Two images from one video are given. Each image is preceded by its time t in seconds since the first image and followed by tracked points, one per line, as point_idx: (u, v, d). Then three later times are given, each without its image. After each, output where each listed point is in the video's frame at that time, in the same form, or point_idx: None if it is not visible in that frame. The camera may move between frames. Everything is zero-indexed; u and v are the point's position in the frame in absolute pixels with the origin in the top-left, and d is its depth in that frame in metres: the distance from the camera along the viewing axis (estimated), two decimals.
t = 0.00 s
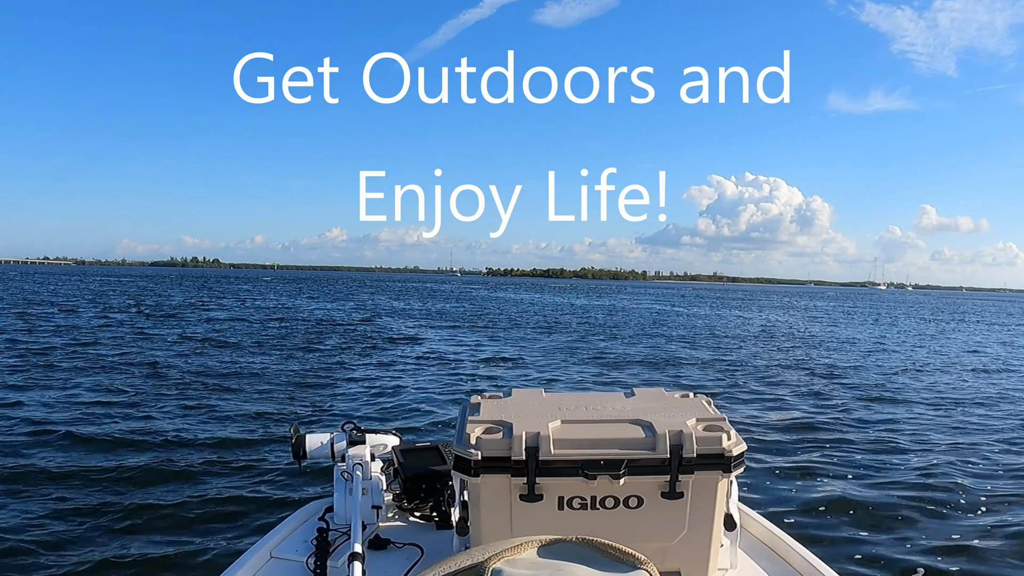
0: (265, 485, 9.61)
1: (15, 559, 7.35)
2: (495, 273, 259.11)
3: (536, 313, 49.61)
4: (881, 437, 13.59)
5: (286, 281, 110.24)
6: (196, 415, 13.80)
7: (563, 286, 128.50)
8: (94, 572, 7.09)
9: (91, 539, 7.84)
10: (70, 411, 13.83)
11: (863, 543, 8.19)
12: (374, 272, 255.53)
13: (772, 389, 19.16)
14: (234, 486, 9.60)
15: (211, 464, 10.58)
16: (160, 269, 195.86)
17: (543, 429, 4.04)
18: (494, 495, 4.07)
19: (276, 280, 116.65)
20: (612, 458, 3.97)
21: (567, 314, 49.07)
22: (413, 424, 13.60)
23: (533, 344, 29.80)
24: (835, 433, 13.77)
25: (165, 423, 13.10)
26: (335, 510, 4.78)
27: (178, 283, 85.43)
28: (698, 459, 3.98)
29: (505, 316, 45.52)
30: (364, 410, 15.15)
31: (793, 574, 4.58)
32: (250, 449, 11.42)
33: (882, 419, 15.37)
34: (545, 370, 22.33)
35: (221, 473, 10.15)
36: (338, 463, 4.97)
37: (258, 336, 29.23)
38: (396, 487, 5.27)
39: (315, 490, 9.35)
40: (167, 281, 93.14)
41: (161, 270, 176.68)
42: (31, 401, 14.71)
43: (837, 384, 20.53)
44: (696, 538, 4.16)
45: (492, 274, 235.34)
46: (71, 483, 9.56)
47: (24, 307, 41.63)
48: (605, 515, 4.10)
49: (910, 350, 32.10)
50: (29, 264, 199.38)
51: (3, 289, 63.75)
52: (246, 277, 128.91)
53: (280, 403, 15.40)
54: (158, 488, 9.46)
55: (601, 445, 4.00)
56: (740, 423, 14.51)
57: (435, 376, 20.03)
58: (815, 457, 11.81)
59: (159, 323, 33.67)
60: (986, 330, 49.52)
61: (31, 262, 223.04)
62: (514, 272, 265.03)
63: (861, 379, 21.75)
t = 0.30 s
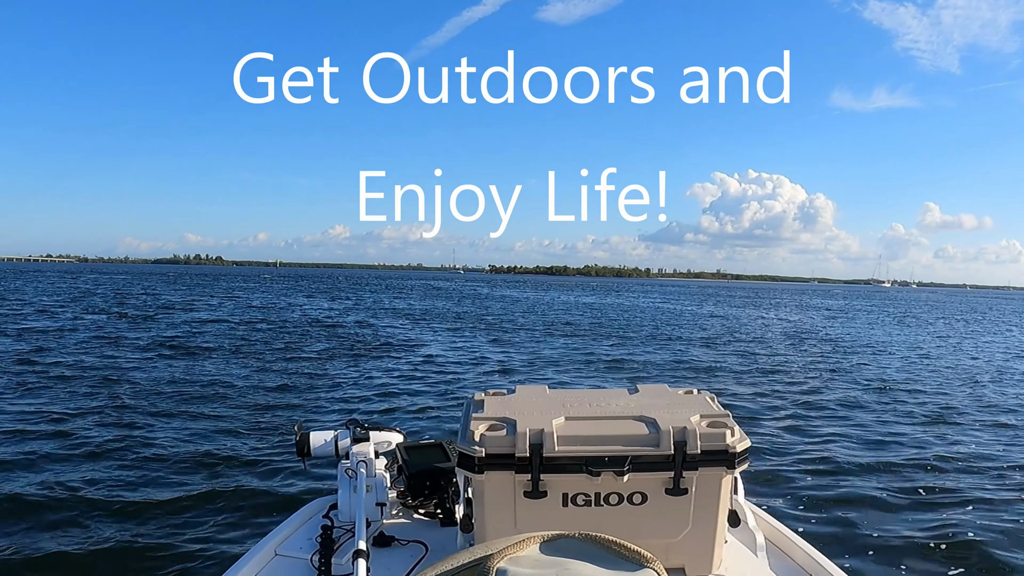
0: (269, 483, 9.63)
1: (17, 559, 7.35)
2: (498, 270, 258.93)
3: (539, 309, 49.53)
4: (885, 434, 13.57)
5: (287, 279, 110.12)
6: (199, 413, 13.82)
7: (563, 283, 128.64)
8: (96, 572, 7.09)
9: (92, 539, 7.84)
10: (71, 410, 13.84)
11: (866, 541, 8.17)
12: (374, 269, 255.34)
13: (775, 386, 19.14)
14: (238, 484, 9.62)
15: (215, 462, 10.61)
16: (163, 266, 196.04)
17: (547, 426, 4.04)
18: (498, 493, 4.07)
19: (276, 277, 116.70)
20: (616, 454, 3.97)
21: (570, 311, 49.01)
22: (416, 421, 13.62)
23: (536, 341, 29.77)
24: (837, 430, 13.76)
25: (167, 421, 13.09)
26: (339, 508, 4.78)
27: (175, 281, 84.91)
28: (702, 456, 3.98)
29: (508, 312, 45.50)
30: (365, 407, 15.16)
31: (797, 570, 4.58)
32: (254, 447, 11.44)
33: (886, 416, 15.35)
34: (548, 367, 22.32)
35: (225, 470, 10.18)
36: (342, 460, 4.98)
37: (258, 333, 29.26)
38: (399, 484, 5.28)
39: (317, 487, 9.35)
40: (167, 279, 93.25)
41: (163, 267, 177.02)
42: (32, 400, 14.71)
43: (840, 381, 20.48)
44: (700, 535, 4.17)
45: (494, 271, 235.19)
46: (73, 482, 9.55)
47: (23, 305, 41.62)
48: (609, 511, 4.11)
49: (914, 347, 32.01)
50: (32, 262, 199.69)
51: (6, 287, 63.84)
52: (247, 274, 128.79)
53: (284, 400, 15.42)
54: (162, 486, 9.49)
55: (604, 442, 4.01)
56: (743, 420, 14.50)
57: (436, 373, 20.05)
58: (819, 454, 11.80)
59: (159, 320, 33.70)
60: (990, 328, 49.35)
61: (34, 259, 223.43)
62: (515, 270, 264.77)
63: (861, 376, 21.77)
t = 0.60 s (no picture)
0: (270, 482, 9.62)
1: (17, 560, 7.34)
2: (499, 269, 258.76)
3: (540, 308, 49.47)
4: (887, 431, 13.55)
5: (286, 278, 109.93)
6: (200, 412, 13.81)
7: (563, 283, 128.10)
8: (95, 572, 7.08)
9: (92, 539, 7.82)
10: (70, 409, 13.80)
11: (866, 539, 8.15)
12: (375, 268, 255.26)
13: (776, 384, 19.10)
14: (239, 483, 9.61)
15: (216, 461, 10.60)
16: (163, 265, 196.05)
17: (548, 424, 4.04)
18: (500, 491, 4.08)
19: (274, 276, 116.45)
20: (617, 452, 3.97)
21: (571, 309, 48.94)
22: (417, 419, 13.61)
23: (537, 340, 29.71)
24: (837, 428, 13.75)
25: (166, 421, 13.07)
26: (341, 507, 4.78)
27: (171, 279, 84.70)
28: (703, 453, 3.98)
29: (509, 311, 45.46)
30: (365, 405, 15.16)
31: (799, 567, 4.57)
32: (255, 446, 11.44)
33: (887, 415, 15.32)
34: (549, 366, 22.27)
35: (226, 470, 10.18)
36: (343, 459, 4.99)
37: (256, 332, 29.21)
38: (401, 482, 5.28)
39: (316, 486, 9.34)
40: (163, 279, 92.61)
41: (162, 266, 176.72)
42: (30, 399, 14.68)
43: (841, 379, 20.43)
44: (701, 532, 4.17)
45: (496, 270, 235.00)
46: (73, 483, 9.54)
47: (20, 305, 41.52)
48: (610, 509, 4.11)
49: (915, 346, 31.95)
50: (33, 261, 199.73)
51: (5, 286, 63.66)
52: (246, 274, 128.69)
53: (284, 399, 15.40)
54: (163, 485, 9.48)
55: (605, 440, 4.01)
56: (745, 418, 14.46)
57: (436, 371, 20.04)
58: (820, 452, 11.78)
59: (157, 319, 33.66)
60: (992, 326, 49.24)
61: (35, 259, 223.55)
62: (516, 268, 264.85)
63: (860, 374, 21.79)
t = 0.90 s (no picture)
0: (272, 482, 9.63)
1: (19, 559, 7.34)
2: (500, 268, 258.59)
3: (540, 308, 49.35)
4: (888, 431, 13.53)
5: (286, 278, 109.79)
6: (201, 412, 13.80)
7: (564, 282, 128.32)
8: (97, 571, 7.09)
9: (93, 538, 7.82)
10: (72, 408, 13.82)
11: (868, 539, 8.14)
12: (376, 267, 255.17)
13: (777, 384, 19.08)
14: (241, 483, 9.61)
15: (217, 461, 10.60)
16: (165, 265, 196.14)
17: (551, 423, 4.04)
18: (504, 491, 4.08)
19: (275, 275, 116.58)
20: (620, 452, 3.97)
21: (572, 309, 48.82)
22: (418, 419, 13.61)
23: (538, 339, 29.66)
24: (838, 428, 13.74)
25: (168, 420, 13.09)
26: (343, 507, 4.78)
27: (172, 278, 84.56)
28: (706, 452, 3.98)
29: (509, 311, 45.39)
30: (366, 404, 15.17)
31: (801, 566, 4.57)
32: (257, 445, 11.44)
33: (889, 415, 15.29)
34: (550, 366, 22.24)
35: (228, 469, 10.17)
36: (346, 458, 4.99)
37: (257, 331, 29.20)
38: (404, 482, 5.28)
39: (317, 486, 9.36)
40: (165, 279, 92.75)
41: (164, 265, 176.87)
42: (32, 398, 14.71)
43: (843, 379, 20.39)
44: (704, 531, 4.17)
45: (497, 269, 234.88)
46: (75, 481, 9.55)
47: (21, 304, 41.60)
48: (614, 508, 4.11)
49: (917, 345, 31.88)
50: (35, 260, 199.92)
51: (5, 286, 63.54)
52: (247, 273, 128.72)
53: (285, 398, 15.39)
54: (164, 485, 9.48)
55: (607, 440, 4.01)
56: (746, 418, 14.44)
57: (436, 371, 20.04)
58: (822, 452, 11.76)
59: (158, 318, 33.69)
60: (994, 325, 49.15)
61: (36, 258, 223.72)
62: (517, 267, 264.89)
63: (861, 373, 21.76)
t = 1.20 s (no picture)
0: (272, 483, 9.64)
1: (21, 561, 7.38)
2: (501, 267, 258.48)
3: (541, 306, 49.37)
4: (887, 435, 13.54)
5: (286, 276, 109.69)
6: (201, 412, 13.81)
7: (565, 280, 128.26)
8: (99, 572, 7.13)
9: (93, 541, 7.81)
10: (73, 408, 13.87)
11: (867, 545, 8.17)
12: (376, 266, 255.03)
13: (777, 384, 19.11)
14: (242, 483, 9.63)
15: (218, 462, 10.61)
16: (165, 263, 196.21)
17: (550, 424, 4.04)
18: (501, 491, 4.07)
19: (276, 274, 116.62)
20: (619, 453, 3.97)
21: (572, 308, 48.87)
22: (419, 419, 13.63)
23: (538, 339, 29.67)
24: (838, 431, 13.75)
25: (169, 420, 13.13)
26: (343, 508, 4.79)
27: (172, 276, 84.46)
28: (705, 454, 3.98)
29: (510, 309, 45.40)
30: (367, 405, 15.18)
31: (801, 567, 4.57)
32: (257, 446, 11.46)
33: (888, 417, 15.31)
34: (550, 365, 22.26)
35: (228, 470, 10.19)
36: (346, 459, 4.99)
37: (257, 331, 29.18)
38: (404, 483, 5.28)
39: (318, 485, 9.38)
40: (159, 276, 92.62)
41: (165, 264, 176.79)
42: (32, 399, 14.70)
43: (842, 379, 20.42)
44: (702, 533, 4.17)
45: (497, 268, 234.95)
46: (76, 482, 9.58)
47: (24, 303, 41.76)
48: (613, 510, 4.10)
49: (916, 344, 31.93)
50: (35, 259, 199.97)
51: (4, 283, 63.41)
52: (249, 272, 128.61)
53: (286, 399, 15.40)
54: (165, 487, 9.50)
55: (607, 441, 4.00)
56: (746, 419, 14.45)
57: (437, 370, 20.10)
58: (820, 456, 11.78)
59: (160, 317, 33.81)
60: (993, 323, 49.21)
61: (37, 257, 223.81)
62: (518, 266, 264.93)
63: (861, 373, 21.78)
